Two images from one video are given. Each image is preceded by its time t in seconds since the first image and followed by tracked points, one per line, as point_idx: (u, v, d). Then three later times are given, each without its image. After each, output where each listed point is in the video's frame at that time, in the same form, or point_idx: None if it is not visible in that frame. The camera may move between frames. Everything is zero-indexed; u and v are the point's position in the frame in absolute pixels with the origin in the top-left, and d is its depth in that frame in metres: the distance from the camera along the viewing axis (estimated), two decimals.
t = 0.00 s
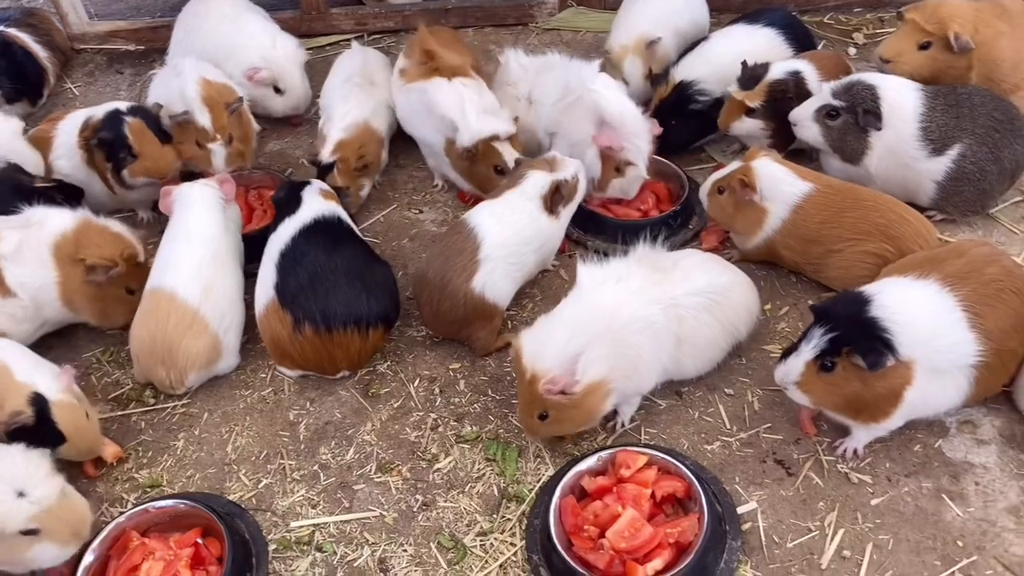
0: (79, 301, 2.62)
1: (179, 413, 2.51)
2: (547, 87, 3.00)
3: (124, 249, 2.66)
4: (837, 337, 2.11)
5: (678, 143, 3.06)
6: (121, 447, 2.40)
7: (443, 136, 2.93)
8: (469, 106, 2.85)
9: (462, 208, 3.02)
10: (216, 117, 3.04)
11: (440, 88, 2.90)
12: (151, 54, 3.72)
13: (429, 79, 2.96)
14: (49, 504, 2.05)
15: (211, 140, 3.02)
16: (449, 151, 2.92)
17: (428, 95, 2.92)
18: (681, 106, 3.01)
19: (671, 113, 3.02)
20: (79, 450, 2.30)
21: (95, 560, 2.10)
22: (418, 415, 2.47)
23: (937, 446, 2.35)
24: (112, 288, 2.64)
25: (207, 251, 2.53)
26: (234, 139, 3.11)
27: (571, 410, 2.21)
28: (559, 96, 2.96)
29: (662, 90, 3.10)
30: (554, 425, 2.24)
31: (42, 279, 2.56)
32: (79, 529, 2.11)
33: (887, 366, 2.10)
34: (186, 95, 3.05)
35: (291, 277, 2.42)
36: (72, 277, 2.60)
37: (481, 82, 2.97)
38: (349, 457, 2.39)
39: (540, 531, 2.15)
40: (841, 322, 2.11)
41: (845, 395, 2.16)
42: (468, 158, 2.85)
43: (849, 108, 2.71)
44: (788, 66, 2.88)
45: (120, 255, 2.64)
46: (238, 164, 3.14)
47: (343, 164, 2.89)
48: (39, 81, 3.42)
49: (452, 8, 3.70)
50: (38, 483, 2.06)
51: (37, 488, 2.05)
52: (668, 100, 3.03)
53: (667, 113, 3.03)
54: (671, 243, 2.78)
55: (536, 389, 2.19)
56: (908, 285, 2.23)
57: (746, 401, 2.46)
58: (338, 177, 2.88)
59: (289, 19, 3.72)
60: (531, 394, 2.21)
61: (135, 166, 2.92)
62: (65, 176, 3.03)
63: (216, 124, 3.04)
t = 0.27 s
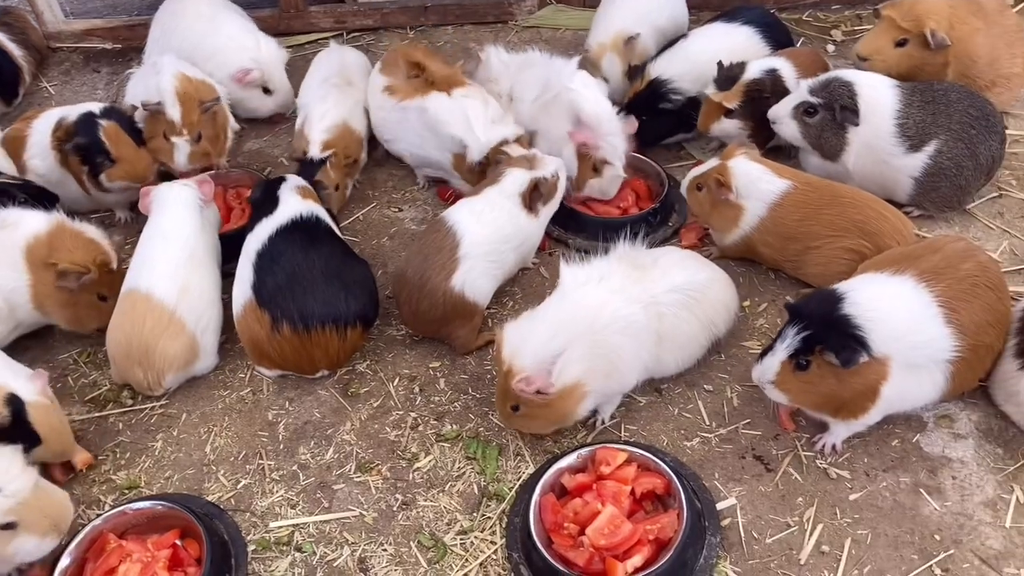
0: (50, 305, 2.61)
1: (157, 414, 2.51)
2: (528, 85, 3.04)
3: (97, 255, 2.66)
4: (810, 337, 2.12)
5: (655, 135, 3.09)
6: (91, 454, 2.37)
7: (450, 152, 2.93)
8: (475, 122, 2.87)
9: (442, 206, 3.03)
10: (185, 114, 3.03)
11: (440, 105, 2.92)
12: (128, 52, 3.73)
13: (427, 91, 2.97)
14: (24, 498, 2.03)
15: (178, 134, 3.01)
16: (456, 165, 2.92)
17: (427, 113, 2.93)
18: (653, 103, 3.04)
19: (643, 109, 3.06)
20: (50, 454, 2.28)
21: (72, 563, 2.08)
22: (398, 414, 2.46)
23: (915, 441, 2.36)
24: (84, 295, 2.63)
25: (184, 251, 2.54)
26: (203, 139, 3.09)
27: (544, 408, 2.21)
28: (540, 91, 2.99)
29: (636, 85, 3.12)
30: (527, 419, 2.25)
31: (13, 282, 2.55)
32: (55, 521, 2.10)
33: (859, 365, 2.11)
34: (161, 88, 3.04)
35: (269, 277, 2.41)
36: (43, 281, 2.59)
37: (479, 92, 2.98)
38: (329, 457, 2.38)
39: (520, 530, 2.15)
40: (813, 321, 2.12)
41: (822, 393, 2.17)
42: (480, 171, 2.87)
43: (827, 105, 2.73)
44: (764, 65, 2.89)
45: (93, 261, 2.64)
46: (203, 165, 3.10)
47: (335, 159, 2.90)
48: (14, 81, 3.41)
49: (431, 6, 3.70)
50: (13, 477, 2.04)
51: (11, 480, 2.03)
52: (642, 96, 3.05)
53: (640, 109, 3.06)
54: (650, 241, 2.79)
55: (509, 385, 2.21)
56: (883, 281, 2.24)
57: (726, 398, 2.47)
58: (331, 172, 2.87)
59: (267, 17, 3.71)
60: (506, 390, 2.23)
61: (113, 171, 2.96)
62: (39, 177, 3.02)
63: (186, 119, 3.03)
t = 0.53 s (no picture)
0: (33, 307, 2.60)
1: (143, 414, 2.50)
2: (516, 80, 3.03)
3: (78, 258, 2.65)
4: (773, 358, 2.13)
5: (641, 132, 3.09)
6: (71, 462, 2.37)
7: (436, 157, 2.91)
8: (459, 123, 2.87)
9: (429, 204, 3.03)
10: (170, 114, 3.04)
11: (422, 113, 2.91)
12: (113, 50, 3.75)
13: (408, 103, 2.96)
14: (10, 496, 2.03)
15: (163, 134, 3.02)
16: (443, 172, 2.90)
17: (410, 123, 2.92)
18: (635, 101, 3.04)
19: (626, 107, 3.06)
20: (28, 465, 2.25)
21: (57, 564, 2.06)
22: (385, 413, 2.46)
23: (901, 436, 2.37)
24: (65, 299, 2.61)
25: (169, 251, 2.54)
26: (189, 137, 3.11)
27: (528, 399, 2.21)
28: (529, 87, 2.99)
29: (620, 83, 3.15)
30: (511, 409, 2.25)
31: None
32: (39, 523, 2.08)
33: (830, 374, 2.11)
34: (145, 89, 3.04)
35: (255, 275, 2.41)
36: (25, 284, 2.58)
37: (459, 96, 2.99)
38: (316, 456, 2.38)
39: (507, 527, 2.15)
40: (773, 341, 2.13)
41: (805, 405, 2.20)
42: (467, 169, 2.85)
43: (812, 102, 2.75)
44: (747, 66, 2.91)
45: (75, 265, 2.63)
46: (191, 163, 3.12)
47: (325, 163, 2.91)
48: None
49: (418, 4, 3.71)
50: None
51: None
52: (624, 94, 3.06)
53: (623, 107, 3.06)
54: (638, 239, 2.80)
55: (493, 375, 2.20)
56: (853, 288, 2.22)
57: (712, 394, 2.47)
58: (319, 177, 2.88)
59: (253, 16, 3.70)
60: (489, 381, 2.22)
61: (96, 169, 2.95)
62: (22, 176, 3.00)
63: (170, 119, 3.04)
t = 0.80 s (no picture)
0: (28, 310, 2.59)
1: (135, 413, 2.50)
2: (506, 78, 3.06)
3: (74, 261, 2.65)
4: (759, 367, 2.15)
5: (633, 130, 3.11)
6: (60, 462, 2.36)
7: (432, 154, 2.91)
8: (454, 117, 2.87)
9: (422, 202, 3.04)
10: (161, 109, 3.04)
11: (416, 111, 2.92)
12: (104, 49, 3.76)
13: (402, 102, 2.96)
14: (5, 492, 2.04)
15: (154, 129, 3.03)
16: (441, 167, 2.90)
17: (405, 121, 2.92)
18: (627, 101, 3.06)
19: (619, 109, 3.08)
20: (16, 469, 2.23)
21: (48, 563, 2.05)
22: (378, 411, 2.46)
23: (893, 432, 2.37)
24: (67, 303, 2.61)
25: (161, 250, 2.53)
26: (180, 133, 3.10)
27: (524, 395, 2.20)
28: (519, 85, 3.02)
29: (611, 82, 3.13)
30: (507, 407, 2.24)
31: None
32: (33, 522, 2.09)
33: (817, 376, 2.12)
34: (136, 85, 3.05)
35: (247, 273, 2.40)
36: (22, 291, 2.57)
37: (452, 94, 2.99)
38: (308, 454, 2.37)
39: (501, 525, 2.15)
40: (756, 351, 2.17)
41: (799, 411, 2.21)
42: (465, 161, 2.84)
43: (804, 100, 2.76)
44: (733, 74, 2.91)
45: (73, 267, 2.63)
46: (182, 158, 3.14)
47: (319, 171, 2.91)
48: None
49: (410, 2, 3.70)
50: None
51: None
52: (616, 92, 3.07)
53: (615, 107, 3.08)
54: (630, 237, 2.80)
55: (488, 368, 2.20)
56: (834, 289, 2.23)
57: (705, 391, 2.47)
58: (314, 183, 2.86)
59: (244, 14, 3.69)
60: (484, 375, 2.22)
61: (89, 170, 2.93)
62: (12, 174, 2.98)
63: (161, 115, 3.04)
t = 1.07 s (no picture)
0: (24, 309, 2.58)
1: (132, 413, 2.50)
2: (502, 77, 3.09)
3: (68, 257, 2.64)
4: (760, 371, 2.14)
5: (632, 131, 3.11)
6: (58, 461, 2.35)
7: (440, 146, 2.90)
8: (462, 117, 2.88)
9: (418, 201, 3.04)
10: (157, 107, 3.05)
11: (422, 108, 2.93)
12: (100, 49, 3.76)
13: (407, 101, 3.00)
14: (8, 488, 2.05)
15: (150, 125, 3.03)
16: (450, 158, 2.88)
17: (410, 118, 2.93)
18: (626, 99, 3.06)
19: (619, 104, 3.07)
20: (15, 468, 2.22)
21: (45, 564, 2.05)
22: (375, 410, 2.46)
23: (890, 431, 2.38)
24: (60, 300, 2.61)
25: (157, 250, 2.53)
26: (176, 131, 3.10)
27: (531, 393, 2.19)
28: (517, 84, 3.05)
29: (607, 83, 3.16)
30: (514, 410, 2.21)
31: None
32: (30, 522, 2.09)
33: (818, 377, 2.12)
34: (132, 83, 3.06)
35: (244, 274, 2.40)
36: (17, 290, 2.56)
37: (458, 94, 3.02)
38: (306, 454, 2.37)
39: (498, 524, 2.15)
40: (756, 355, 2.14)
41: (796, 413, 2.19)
42: (475, 146, 2.86)
43: (800, 99, 2.76)
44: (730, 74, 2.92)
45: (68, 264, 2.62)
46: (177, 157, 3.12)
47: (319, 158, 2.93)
48: None
49: (406, 2, 3.70)
50: None
51: None
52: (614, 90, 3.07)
53: (614, 105, 3.08)
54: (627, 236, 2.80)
55: (496, 372, 2.16)
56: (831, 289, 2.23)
57: (702, 390, 2.47)
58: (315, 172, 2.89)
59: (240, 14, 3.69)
60: (490, 379, 2.17)
61: (81, 171, 2.93)
62: (9, 173, 2.97)
63: (158, 110, 3.05)
